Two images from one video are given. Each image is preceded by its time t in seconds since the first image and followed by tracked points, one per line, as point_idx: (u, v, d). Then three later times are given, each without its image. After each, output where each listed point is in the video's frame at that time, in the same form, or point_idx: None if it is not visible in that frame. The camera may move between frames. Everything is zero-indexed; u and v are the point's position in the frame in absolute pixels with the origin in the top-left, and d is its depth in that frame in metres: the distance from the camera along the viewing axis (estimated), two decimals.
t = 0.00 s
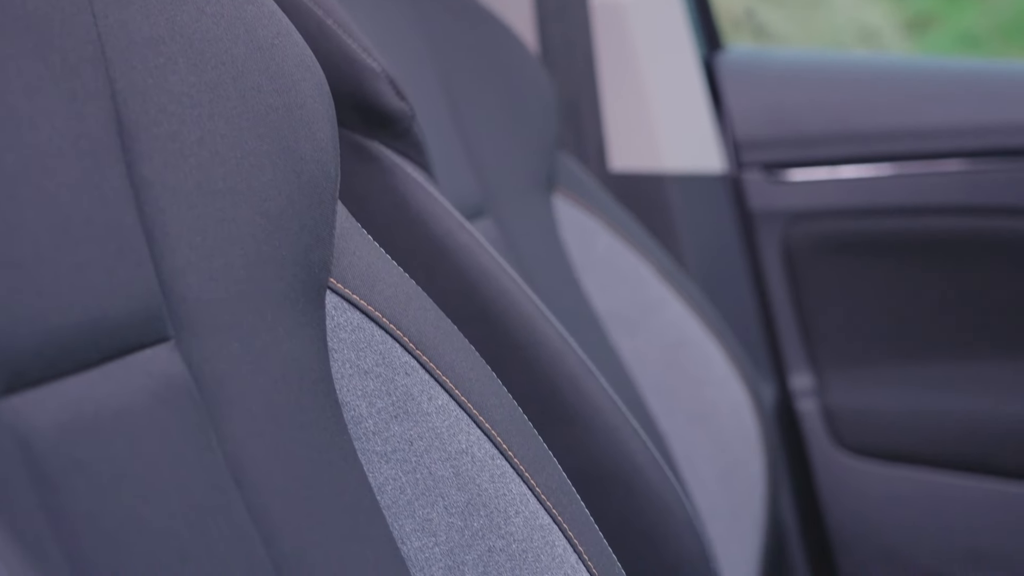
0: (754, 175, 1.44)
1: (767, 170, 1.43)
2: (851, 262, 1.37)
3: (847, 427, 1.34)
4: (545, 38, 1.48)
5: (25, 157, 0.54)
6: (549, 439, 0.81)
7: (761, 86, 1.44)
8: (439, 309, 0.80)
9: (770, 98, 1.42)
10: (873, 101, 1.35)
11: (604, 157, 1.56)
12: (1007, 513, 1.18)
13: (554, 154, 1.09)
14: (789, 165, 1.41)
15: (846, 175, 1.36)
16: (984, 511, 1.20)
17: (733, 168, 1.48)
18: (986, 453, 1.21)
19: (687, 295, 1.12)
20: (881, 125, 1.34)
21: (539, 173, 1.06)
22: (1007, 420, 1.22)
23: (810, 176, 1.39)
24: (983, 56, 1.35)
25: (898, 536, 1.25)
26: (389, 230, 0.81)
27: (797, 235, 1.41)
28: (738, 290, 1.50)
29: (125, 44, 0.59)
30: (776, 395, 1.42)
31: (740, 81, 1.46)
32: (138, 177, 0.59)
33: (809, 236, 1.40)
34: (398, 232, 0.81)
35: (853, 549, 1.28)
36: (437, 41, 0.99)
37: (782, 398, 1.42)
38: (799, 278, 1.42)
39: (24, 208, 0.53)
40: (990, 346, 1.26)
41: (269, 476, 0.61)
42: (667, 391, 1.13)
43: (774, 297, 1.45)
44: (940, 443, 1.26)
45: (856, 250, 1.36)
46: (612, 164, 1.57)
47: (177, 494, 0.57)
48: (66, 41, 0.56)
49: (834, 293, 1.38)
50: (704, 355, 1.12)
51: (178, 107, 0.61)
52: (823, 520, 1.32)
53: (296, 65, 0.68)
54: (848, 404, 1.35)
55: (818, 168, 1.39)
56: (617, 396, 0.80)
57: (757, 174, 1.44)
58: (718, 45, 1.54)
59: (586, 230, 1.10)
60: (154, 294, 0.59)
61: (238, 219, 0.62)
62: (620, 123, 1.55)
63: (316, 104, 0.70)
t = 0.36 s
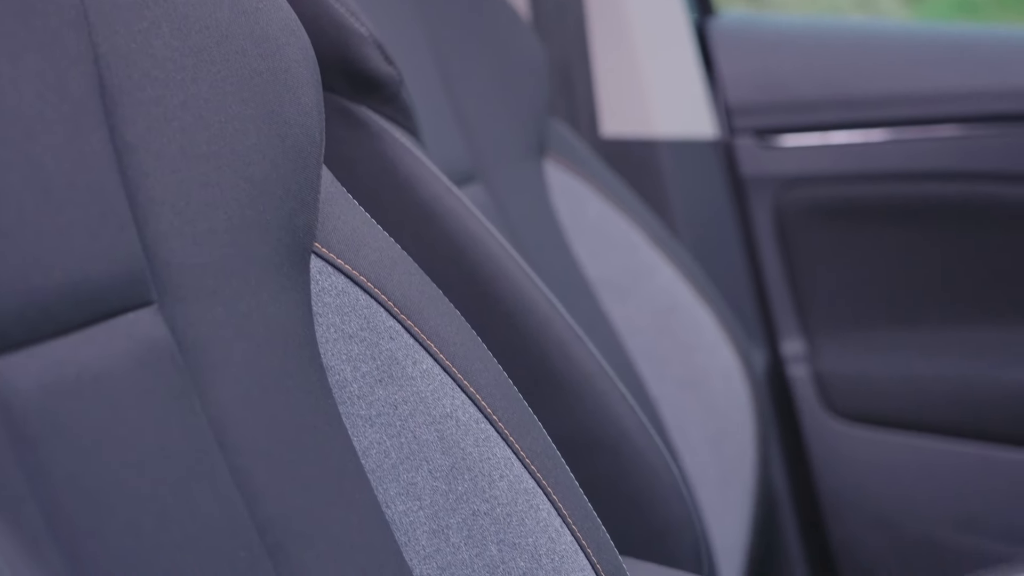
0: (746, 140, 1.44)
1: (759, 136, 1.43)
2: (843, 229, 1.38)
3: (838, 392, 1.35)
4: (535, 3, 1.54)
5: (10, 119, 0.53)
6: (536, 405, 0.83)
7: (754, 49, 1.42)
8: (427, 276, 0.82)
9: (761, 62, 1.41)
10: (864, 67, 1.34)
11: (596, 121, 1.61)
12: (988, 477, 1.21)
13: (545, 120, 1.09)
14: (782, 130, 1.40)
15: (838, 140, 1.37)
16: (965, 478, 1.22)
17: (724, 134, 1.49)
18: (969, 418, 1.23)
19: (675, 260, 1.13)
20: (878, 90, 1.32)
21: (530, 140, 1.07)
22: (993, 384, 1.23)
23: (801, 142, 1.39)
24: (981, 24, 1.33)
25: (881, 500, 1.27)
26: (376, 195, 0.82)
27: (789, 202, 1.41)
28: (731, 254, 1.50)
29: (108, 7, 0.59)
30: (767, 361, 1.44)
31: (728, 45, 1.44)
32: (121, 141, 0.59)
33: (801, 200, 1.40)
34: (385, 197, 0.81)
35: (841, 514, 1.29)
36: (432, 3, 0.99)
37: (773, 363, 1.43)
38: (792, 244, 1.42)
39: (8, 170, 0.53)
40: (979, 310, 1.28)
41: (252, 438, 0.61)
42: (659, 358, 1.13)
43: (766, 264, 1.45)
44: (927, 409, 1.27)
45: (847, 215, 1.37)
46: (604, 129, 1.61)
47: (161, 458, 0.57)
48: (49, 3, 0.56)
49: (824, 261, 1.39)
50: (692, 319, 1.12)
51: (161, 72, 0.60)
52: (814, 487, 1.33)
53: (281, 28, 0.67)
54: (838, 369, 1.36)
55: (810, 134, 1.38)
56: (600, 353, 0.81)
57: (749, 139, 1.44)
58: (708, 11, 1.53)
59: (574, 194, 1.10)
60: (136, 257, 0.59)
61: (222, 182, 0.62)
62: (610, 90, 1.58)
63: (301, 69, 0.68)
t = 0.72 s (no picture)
0: (742, 107, 1.42)
1: (755, 102, 1.41)
2: (841, 193, 1.39)
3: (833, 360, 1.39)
4: None
5: None
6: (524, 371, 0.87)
7: (752, 16, 1.39)
8: (412, 240, 0.83)
9: (757, 28, 1.39)
10: (859, 31, 1.33)
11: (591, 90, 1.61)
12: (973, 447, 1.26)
13: (538, 86, 1.10)
14: (776, 96, 1.40)
15: (832, 106, 1.37)
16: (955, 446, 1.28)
17: (720, 99, 1.44)
18: (958, 388, 1.29)
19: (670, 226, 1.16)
20: (877, 56, 1.31)
21: (523, 106, 1.08)
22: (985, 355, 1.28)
23: (799, 107, 1.39)
24: None
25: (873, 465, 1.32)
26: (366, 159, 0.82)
27: (784, 168, 1.41)
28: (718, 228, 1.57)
29: None
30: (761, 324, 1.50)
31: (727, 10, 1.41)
32: (104, 105, 0.58)
33: (796, 166, 1.40)
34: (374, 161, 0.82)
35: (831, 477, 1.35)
36: None
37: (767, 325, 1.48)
38: (789, 211, 1.43)
39: None
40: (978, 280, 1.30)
41: (236, 404, 0.60)
42: (653, 324, 1.16)
43: (761, 231, 1.46)
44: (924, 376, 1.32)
45: (845, 179, 1.38)
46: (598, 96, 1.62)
47: (142, 423, 0.57)
48: None
49: (821, 227, 1.41)
50: (685, 286, 1.16)
51: (145, 36, 0.59)
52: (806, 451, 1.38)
53: None
54: (831, 335, 1.40)
55: (807, 99, 1.38)
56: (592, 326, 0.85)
57: (744, 105, 1.42)
58: None
59: (568, 160, 1.12)
60: (118, 221, 0.58)
61: (205, 146, 0.60)
62: (607, 57, 1.57)
63: (286, 32, 0.64)
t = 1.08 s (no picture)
0: (738, 70, 1.45)
1: (751, 65, 1.44)
2: (837, 158, 1.41)
3: (832, 325, 1.46)
4: None
5: None
6: (513, 327, 0.92)
7: None
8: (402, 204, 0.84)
9: None
10: None
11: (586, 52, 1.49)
12: (966, 412, 1.36)
13: (535, 48, 1.10)
14: (771, 61, 1.42)
15: (828, 70, 1.38)
16: (948, 414, 1.38)
17: (716, 61, 1.48)
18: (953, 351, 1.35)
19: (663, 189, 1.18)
20: (872, 20, 1.32)
21: (516, 71, 1.09)
22: (977, 314, 1.32)
23: (793, 73, 1.41)
24: None
25: (867, 428, 1.45)
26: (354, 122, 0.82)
27: (779, 132, 1.45)
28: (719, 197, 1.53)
29: None
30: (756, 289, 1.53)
31: None
32: (88, 63, 0.55)
33: (792, 129, 1.43)
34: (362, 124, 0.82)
35: (825, 435, 1.49)
36: None
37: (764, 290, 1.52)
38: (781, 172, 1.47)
39: None
40: (972, 242, 1.33)
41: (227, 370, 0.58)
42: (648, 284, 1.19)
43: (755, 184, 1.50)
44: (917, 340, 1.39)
45: (841, 143, 1.40)
46: (593, 59, 1.50)
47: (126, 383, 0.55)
48: None
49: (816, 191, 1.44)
50: (679, 251, 1.20)
51: None
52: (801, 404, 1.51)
53: None
54: (826, 301, 1.47)
55: (799, 64, 1.40)
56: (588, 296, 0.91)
57: (740, 69, 1.45)
58: None
59: (564, 124, 1.13)
60: (103, 182, 0.56)
61: (193, 110, 0.58)
62: (606, 22, 1.48)
63: None
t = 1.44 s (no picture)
0: (733, 31, 1.44)
1: (747, 27, 1.43)
2: (830, 118, 1.42)
3: (826, 286, 1.46)
4: None
5: None
6: (503, 288, 0.93)
7: None
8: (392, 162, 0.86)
9: None
10: None
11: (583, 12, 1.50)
12: (958, 373, 1.36)
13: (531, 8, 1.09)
14: (768, 23, 1.41)
15: (825, 32, 1.38)
16: (941, 376, 1.38)
17: (711, 21, 1.45)
18: (946, 313, 1.36)
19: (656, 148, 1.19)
20: None
21: (511, 30, 1.08)
22: (971, 276, 1.33)
23: (791, 33, 1.40)
24: None
25: (862, 390, 1.45)
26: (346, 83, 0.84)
27: (775, 93, 1.44)
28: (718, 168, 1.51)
29: None
30: (753, 253, 1.51)
31: None
32: (72, 20, 0.54)
33: (790, 90, 1.43)
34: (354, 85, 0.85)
35: (821, 397, 1.49)
36: None
37: (761, 254, 1.51)
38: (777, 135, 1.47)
39: None
40: (962, 206, 1.34)
41: (215, 329, 0.58)
42: (642, 244, 1.20)
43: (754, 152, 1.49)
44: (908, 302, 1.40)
45: (841, 105, 1.40)
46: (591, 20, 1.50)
47: (114, 341, 0.54)
48: None
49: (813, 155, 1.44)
50: (673, 213, 1.20)
51: None
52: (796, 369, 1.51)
53: None
54: (822, 262, 1.47)
55: (797, 24, 1.39)
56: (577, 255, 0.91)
57: (736, 31, 1.44)
58: None
59: (559, 86, 1.13)
60: (89, 140, 0.55)
61: (179, 68, 0.57)
62: None
63: None
